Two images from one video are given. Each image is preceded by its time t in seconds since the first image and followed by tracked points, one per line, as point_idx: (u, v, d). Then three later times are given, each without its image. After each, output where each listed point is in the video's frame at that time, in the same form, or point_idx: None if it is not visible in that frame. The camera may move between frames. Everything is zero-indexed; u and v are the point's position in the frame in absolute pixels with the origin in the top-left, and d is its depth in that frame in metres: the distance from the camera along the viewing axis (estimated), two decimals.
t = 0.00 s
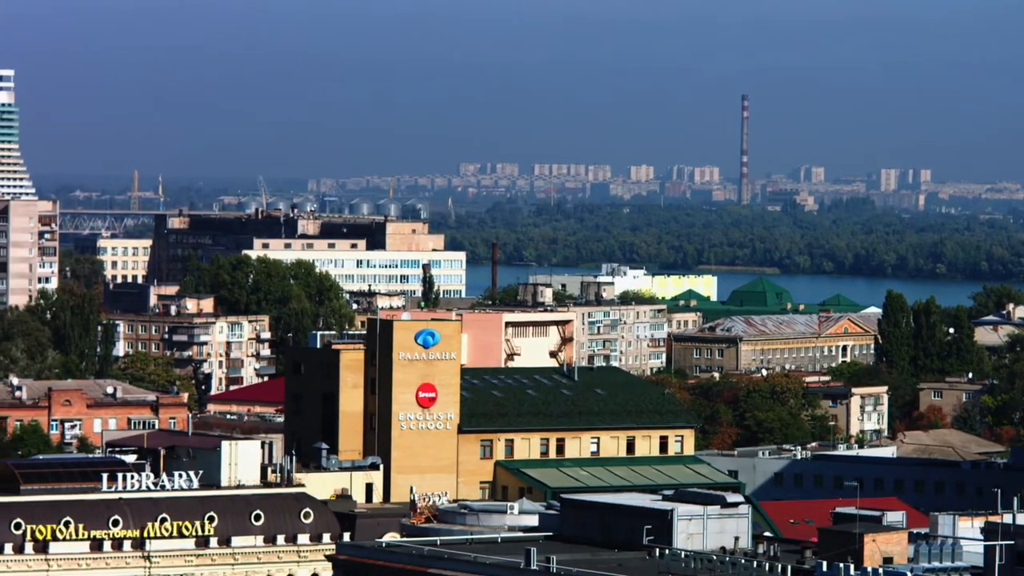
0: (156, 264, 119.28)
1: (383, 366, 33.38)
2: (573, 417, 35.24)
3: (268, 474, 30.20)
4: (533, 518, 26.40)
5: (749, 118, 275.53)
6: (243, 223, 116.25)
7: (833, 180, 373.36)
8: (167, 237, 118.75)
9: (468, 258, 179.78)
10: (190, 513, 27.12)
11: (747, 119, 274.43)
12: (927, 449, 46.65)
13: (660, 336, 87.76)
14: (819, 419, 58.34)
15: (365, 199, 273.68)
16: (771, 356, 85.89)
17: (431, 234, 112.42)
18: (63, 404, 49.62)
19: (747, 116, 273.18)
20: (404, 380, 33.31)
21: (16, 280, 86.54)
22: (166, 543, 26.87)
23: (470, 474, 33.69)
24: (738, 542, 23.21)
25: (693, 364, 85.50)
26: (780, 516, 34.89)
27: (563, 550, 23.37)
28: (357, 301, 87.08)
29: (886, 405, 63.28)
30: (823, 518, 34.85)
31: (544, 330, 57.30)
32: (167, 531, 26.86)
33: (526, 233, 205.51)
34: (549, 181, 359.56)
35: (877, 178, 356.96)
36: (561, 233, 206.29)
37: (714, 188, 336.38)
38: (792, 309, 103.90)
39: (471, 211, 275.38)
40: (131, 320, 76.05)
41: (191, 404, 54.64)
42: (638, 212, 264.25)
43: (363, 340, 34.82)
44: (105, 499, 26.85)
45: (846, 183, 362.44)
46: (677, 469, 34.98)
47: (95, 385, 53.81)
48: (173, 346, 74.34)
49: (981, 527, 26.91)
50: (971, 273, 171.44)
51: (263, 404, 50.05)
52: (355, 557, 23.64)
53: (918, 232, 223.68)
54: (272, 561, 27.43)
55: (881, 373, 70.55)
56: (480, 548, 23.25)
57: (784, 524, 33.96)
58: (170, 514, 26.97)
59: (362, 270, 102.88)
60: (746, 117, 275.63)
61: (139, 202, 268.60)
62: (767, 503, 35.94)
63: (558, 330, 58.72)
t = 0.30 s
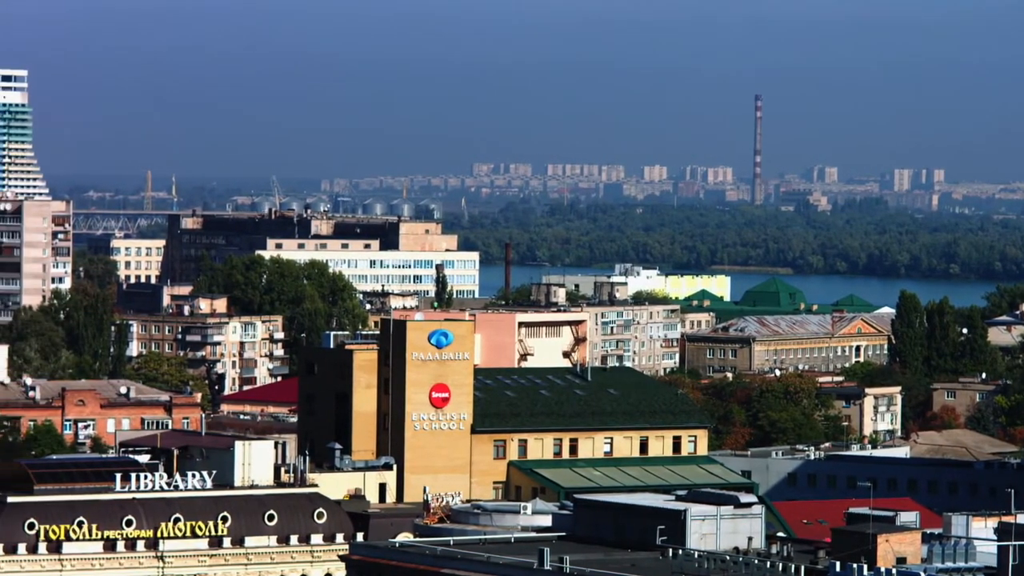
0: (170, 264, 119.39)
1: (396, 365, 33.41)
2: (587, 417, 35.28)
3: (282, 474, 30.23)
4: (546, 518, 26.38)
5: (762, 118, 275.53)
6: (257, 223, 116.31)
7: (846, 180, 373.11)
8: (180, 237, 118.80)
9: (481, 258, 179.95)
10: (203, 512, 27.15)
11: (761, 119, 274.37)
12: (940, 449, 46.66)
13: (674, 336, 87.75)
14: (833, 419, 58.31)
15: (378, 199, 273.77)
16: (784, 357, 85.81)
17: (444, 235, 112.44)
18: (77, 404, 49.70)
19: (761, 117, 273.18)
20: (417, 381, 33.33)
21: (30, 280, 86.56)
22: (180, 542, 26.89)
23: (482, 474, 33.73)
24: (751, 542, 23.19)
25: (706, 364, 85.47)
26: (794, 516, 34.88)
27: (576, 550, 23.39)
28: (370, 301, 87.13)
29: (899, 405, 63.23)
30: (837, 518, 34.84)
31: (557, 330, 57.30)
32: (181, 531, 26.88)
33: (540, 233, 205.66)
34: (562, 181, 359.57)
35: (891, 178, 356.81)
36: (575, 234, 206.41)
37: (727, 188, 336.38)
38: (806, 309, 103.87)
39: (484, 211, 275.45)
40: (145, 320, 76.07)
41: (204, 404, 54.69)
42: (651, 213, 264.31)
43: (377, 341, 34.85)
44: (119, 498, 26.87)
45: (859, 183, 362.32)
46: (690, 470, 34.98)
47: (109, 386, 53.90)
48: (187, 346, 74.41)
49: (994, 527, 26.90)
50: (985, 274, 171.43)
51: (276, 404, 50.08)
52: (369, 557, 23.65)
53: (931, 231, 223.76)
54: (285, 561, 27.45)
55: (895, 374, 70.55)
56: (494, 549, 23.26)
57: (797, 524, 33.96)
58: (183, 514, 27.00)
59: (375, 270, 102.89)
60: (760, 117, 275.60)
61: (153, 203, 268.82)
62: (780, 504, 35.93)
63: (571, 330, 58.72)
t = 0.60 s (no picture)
0: (182, 264, 119.41)
1: (408, 367, 33.46)
2: (599, 417, 35.29)
3: (294, 474, 30.24)
4: (558, 519, 26.39)
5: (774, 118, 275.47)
6: (269, 223, 116.31)
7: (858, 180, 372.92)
8: (192, 238, 118.85)
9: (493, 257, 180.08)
10: (215, 513, 27.15)
11: (773, 119, 274.28)
12: (952, 449, 46.68)
13: (685, 336, 87.76)
14: (845, 419, 58.29)
15: (389, 199, 273.82)
16: (796, 357, 85.74)
17: (456, 235, 112.44)
18: (88, 404, 49.68)
19: (773, 117, 273.14)
20: (429, 381, 33.35)
21: (42, 280, 86.47)
22: (192, 543, 26.91)
23: (495, 474, 33.77)
24: (763, 542, 23.19)
25: (718, 364, 85.46)
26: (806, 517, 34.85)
27: (587, 550, 23.40)
28: (382, 301, 87.19)
29: (911, 405, 63.19)
30: (849, 518, 34.83)
31: (569, 330, 57.27)
32: (193, 531, 26.90)
33: (552, 233, 205.81)
34: (574, 181, 359.62)
35: (903, 178, 356.79)
36: (588, 234, 206.44)
37: (739, 188, 336.39)
38: (818, 309, 103.84)
39: (496, 211, 275.53)
40: (157, 320, 76.05)
41: (216, 404, 54.72)
42: (663, 213, 264.33)
43: (389, 341, 34.88)
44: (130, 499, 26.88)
45: (871, 182, 362.28)
46: (702, 469, 34.99)
47: (121, 386, 53.92)
48: (199, 346, 74.49)
49: (1007, 527, 26.88)
50: (997, 274, 171.32)
51: (288, 404, 50.10)
52: (381, 557, 23.67)
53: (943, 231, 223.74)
54: (297, 561, 27.46)
55: (907, 373, 70.57)
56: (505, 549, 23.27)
57: (809, 524, 33.97)
58: (195, 514, 27.01)
59: (387, 270, 102.90)
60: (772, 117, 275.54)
61: (164, 202, 269.00)
62: (793, 504, 35.91)
63: (583, 330, 58.72)
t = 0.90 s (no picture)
0: (195, 264, 119.50)
1: (422, 367, 33.48)
2: (612, 417, 35.31)
3: (308, 474, 30.25)
4: (571, 519, 26.38)
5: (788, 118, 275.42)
6: (282, 223, 116.35)
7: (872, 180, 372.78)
8: (206, 238, 118.93)
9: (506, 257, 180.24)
10: (228, 513, 27.15)
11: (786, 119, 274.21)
12: (966, 449, 46.68)
13: (699, 337, 87.74)
14: (858, 420, 58.26)
15: (403, 199, 273.91)
16: (809, 357, 85.70)
17: (470, 235, 112.45)
18: (102, 404, 49.73)
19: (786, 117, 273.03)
20: (443, 381, 33.38)
21: (55, 280, 86.57)
22: (205, 543, 26.91)
23: (508, 474, 33.81)
24: (776, 542, 23.17)
25: (732, 365, 85.42)
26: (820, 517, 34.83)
27: (601, 550, 23.40)
28: (396, 301, 87.26)
29: (925, 405, 63.10)
30: (862, 519, 34.80)
31: (582, 331, 57.27)
32: (206, 531, 26.90)
33: (565, 233, 205.92)
34: (588, 181, 359.68)
35: (916, 178, 356.63)
36: (601, 234, 206.41)
37: (753, 188, 336.37)
38: (832, 309, 103.83)
39: (509, 211, 275.51)
40: (170, 320, 76.03)
41: (230, 404, 54.78)
42: (676, 213, 264.18)
43: (403, 342, 34.90)
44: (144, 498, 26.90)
45: (885, 182, 362.07)
46: (716, 469, 35.01)
47: (134, 386, 53.98)
48: (212, 347, 74.53)
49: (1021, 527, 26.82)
50: (1011, 273, 171.06)
51: (302, 404, 50.13)
52: (394, 557, 23.67)
53: (956, 232, 223.77)
54: (311, 561, 27.47)
55: (921, 374, 70.58)
56: (518, 549, 23.27)
57: (823, 525, 33.95)
58: (209, 514, 27.02)
59: (401, 270, 102.93)
60: (785, 117, 275.46)
61: (178, 203, 269.25)
62: (807, 504, 35.88)
63: (596, 330, 58.73)
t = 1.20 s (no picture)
0: (206, 264, 119.54)
1: (432, 368, 33.57)
2: (624, 418, 35.39)
3: (318, 474, 30.26)
4: (582, 519, 26.38)
5: (799, 118, 275.29)
6: (294, 224, 116.33)
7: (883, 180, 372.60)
8: (217, 238, 118.95)
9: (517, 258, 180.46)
10: (240, 513, 27.16)
11: (797, 120, 274.12)
12: (977, 450, 46.71)
13: (709, 337, 87.70)
14: (869, 420, 58.20)
15: (413, 199, 273.82)
16: (820, 357, 85.65)
17: (481, 235, 112.41)
18: (113, 404, 49.70)
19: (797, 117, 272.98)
20: (454, 381, 33.47)
21: (66, 280, 86.19)
22: (216, 543, 26.92)
23: (519, 474, 33.89)
24: (787, 543, 23.16)
25: (743, 365, 85.37)
26: (831, 517, 34.82)
27: (612, 550, 23.42)
28: (406, 301, 87.29)
29: (936, 406, 63.05)
30: (873, 519, 34.78)
31: (593, 331, 57.25)
32: (217, 531, 26.92)
33: (576, 233, 206.09)
34: (599, 181, 359.71)
35: (927, 178, 356.59)
36: (611, 234, 206.32)
37: (764, 189, 336.36)
38: (843, 309, 103.81)
39: (520, 211, 275.50)
40: (181, 320, 76.03)
41: (240, 405, 54.81)
42: (686, 213, 264.24)
43: (414, 342, 34.96)
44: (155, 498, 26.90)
45: (896, 183, 361.86)
46: (726, 470, 35.07)
47: (146, 385, 54.07)
48: (223, 347, 74.52)
49: None
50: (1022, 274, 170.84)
51: (313, 404, 50.14)
52: (405, 557, 23.68)
53: (968, 232, 223.59)
54: (322, 561, 27.49)
55: (932, 374, 70.59)
56: (529, 550, 23.28)
57: (833, 525, 33.96)
58: (220, 514, 27.03)
59: (412, 270, 102.99)
60: (796, 117, 275.34)
61: (189, 203, 269.43)
62: (819, 505, 35.86)
63: (607, 331, 58.70)
